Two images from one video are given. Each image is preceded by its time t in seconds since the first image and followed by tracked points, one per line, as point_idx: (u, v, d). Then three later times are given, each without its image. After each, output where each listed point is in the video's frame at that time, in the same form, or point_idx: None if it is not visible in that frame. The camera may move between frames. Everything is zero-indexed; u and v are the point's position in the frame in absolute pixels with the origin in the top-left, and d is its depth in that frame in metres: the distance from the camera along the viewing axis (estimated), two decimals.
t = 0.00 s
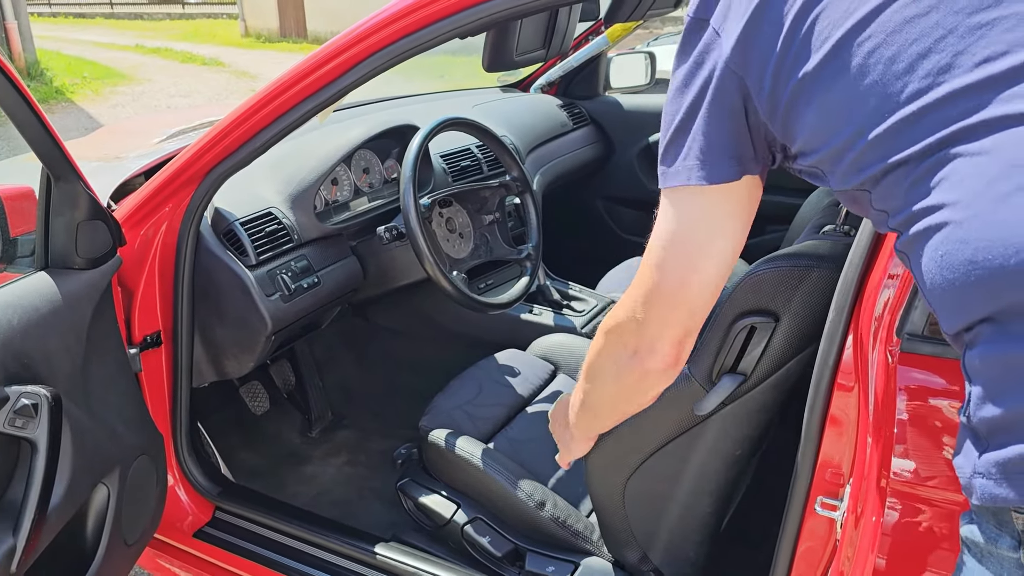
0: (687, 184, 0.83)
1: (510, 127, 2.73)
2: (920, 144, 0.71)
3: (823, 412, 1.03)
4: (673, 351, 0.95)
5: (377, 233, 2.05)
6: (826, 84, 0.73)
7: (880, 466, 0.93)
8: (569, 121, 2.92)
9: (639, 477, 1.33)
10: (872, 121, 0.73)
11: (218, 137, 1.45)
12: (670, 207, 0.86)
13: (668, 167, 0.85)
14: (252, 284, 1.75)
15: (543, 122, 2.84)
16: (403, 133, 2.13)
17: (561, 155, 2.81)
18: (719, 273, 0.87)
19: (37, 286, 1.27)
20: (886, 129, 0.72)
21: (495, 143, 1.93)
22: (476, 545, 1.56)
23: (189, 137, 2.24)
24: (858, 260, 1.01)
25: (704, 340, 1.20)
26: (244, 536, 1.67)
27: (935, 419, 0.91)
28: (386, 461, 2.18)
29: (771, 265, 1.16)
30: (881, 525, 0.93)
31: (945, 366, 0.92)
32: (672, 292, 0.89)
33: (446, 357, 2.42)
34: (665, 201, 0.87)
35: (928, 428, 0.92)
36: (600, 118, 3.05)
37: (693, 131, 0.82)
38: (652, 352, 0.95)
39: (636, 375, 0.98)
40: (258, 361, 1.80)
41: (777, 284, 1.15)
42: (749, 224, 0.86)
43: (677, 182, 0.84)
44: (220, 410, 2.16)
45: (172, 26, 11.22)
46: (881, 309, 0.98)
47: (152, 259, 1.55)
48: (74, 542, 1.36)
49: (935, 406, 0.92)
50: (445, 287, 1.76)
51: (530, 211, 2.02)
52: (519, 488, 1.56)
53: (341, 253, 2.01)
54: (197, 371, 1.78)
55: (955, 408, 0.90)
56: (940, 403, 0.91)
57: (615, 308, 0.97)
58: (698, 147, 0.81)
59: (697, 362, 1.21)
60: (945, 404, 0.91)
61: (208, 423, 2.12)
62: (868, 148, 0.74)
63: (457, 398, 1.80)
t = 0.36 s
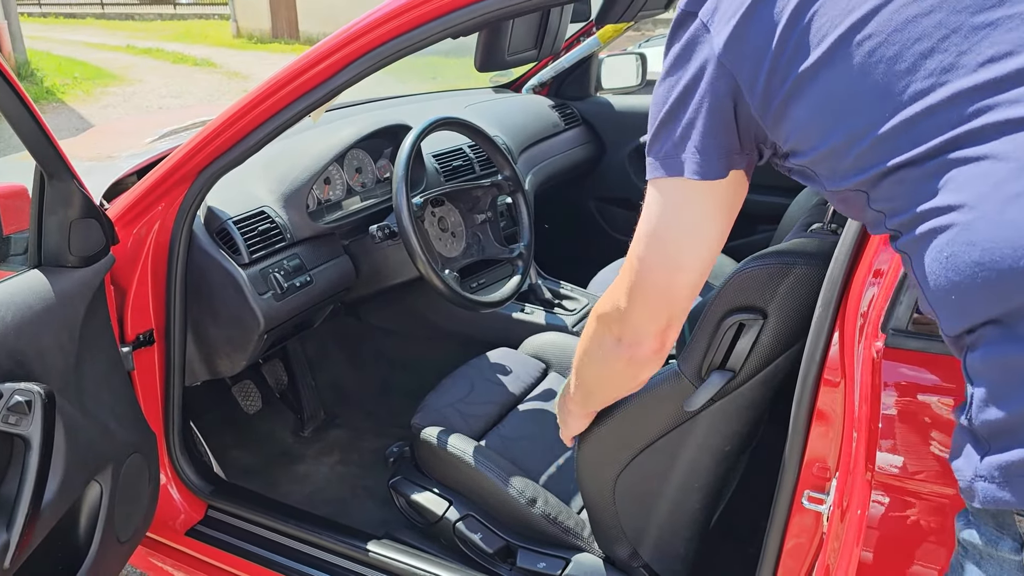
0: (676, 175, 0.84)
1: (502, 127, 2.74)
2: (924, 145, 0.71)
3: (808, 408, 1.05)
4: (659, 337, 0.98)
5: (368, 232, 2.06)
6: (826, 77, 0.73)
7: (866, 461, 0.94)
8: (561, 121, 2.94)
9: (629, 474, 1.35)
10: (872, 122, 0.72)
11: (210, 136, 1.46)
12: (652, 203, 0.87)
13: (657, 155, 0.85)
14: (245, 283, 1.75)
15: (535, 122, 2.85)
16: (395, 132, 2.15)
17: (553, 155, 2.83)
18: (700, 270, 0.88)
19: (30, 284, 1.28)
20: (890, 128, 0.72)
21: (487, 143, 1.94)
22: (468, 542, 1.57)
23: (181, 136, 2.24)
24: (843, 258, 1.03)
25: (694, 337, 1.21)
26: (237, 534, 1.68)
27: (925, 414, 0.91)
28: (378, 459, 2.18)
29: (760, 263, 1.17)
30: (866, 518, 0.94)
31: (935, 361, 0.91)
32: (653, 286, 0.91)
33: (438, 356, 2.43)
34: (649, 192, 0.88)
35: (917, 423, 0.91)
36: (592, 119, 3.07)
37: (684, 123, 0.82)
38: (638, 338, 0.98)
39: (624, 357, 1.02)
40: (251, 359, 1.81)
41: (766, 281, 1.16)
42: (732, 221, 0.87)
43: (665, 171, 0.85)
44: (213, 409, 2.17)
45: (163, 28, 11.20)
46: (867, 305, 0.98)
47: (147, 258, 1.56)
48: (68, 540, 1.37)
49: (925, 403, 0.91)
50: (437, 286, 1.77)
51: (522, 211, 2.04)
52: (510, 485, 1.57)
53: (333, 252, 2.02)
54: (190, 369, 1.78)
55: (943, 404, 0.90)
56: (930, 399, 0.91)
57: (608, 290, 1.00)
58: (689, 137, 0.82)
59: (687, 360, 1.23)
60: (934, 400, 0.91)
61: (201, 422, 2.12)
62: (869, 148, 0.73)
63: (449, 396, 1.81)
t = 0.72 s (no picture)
0: (723, 140, 0.68)
1: (495, 127, 2.75)
2: None
3: (803, 405, 1.06)
4: (778, 360, 0.70)
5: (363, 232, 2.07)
6: (976, 14, 0.60)
7: (860, 455, 0.91)
8: (554, 121, 2.94)
9: (624, 471, 1.36)
10: (996, 87, 0.61)
11: (205, 135, 1.45)
12: (742, 169, 0.67)
13: (700, 119, 0.70)
14: (239, 282, 1.76)
15: (528, 122, 2.85)
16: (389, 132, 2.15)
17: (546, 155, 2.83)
18: (821, 233, 0.66)
19: (24, 283, 1.27)
20: None
21: (480, 142, 1.95)
22: (463, 540, 1.57)
23: (174, 136, 2.24)
24: (837, 255, 1.06)
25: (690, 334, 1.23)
26: (232, 534, 1.68)
27: (916, 410, 0.91)
28: (372, 459, 2.18)
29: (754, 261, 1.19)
30: (860, 514, 0.92)
31: (932, 359, 0.92)
32: (765, 269, 0.66)
33: (432, 356, 2.43)
34: (727, 166, 0.68)
35: (909, 419, 0.91)
36: (584, 118, 3.07)
37: (743, 52, 0.67)
38: (750, 363, 0.70)
39: (728, 407, 0.72)
40: (246, 359, 1.80)
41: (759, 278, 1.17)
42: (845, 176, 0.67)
43: (708, 140, 0.69)
44: (207, 410, 2.17)
45: (153, 28, 11.13)
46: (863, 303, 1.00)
47: (140, 256, 1.55)
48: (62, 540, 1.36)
49: (916, 398, 0.91)
50: (432, 285, 1.77)
51: (516, 210, 2.04)
52: (505, 483, 1.58)
53: (327, 252, 2.03)
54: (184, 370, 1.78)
55: (937, 400, 0.90)
56: (922, 394, 0.91)
57: (686, 323, 0.73)
58: (748, 93, 0.66)
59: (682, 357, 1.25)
60: (926, 396, 0.90)
61: (195, 423, 2.12)
62: (987, 119, 0.61)
63: (443, 395, 1.81)
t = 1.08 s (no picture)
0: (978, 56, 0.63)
1: (487, 123, 2.75)
2: None
3: (794, 398, 1.06)
4: None
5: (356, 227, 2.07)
6: None
7: (851, 445, 0.92)
8: (546, 116, 2.95)
9: (617, 464, 1.37)
10: None
11: (196, 132, 1.45)
12: None
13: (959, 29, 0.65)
14: (232, 278, 1.76)
15: (520, 118, 2.86)
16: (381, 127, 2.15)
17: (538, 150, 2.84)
18: None
19: (16, 280, 1.27)
20: None
21: (472, 137, 1.95)
22: (458, 535, 1.58)
23: (165, 132, 2.23)
24: (829, 244, 1.03)
25: (682, 327, 1.24)
26: (226, 530, 1.68)
27: (908, 402, 0.88)
28: (366, 455, 2.19)
29: (745, 254, 1.20)
30: (851, 504, 0.93)
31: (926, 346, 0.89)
32: None
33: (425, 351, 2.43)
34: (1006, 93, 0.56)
35: (901, 411, 0.89)
36: (576, 113, 3.08)
37: None
38: None
39: None
40: (238, 356, 1.80)
41: (751, 272, 1.18)
42: None
43: (968, 55, 0.64)
44: (200, 407, 2.17)
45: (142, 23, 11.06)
46: (853, 294, 0.97)
47: (132, 253, 1.55)
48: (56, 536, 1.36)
49: (908, 390, 0.88)
50: (425, 280, 1.77)
51: (508, 204, 2.04)
52: (499, 477, 1.58)
53: (320, 247, 2.03)
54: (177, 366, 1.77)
55: (927, 392, 0.87)
56: (913, 385, 0.88)
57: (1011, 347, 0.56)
58: None
59: (674, 350, 1.25)
60: (917, 387, 0.88)
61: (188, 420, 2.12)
62: None
63: (436, 390, 1.82)
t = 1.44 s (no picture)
0: None
1: (476, 114, 2.75)
2: None
3: (779, 385, 1.06)
4: None
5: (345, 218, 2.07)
6: None
7: (836, 430, 0.93)
8: (536, 107, 2.95)
9: (606, 452, 1.37)
10: None
11: (183, 124, 1.45)
12: None
13: None
14: (221, 270, 1.76)
15: (510, 109, 2.86)
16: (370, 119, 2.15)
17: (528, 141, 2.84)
18: None
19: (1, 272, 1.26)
20: None
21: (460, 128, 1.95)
22: (448, 524, 1.59)
23: (153, 124, 2.22)
24: (814, 231, 1.04)
25: (669, 315, 1.25)
26: (216, 521, 1.68)
27: (896, 388, 0.89)
28: (357, 446, 2.19)
29: (731, 242, 1.20)
30: (836, 490, 0.93)
31: (911, 334, 0.90)
32: None
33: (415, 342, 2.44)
34: None
35: (889, 397, 0.89)
36: (566, 105, 3.08)
37: None
38: None
39: None
40: (228, 348, 1.80)
41: (738, 260, 1.19)
42: None
43: None
44: (191, 399, 2.17)
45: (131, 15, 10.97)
46: (836, 280, 0.97)
47: (120, 246, 1.55)
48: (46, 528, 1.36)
49: (897, 376, 0.89)
50: (414, 271, 1.78)
51: (497, 195, 2.05)
52: (489, 467, 1.59)
53: (309, 239, 2.03)
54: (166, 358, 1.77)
55: (916, 378, 0.88)
56: (902, 372, 0.89)
57: None
58: None
59: (662, 339, 1.26)
60: (906, 373, 0.88)
61: (179, 412, 2.12)
62: None
63: (427, 381, 1.83)
